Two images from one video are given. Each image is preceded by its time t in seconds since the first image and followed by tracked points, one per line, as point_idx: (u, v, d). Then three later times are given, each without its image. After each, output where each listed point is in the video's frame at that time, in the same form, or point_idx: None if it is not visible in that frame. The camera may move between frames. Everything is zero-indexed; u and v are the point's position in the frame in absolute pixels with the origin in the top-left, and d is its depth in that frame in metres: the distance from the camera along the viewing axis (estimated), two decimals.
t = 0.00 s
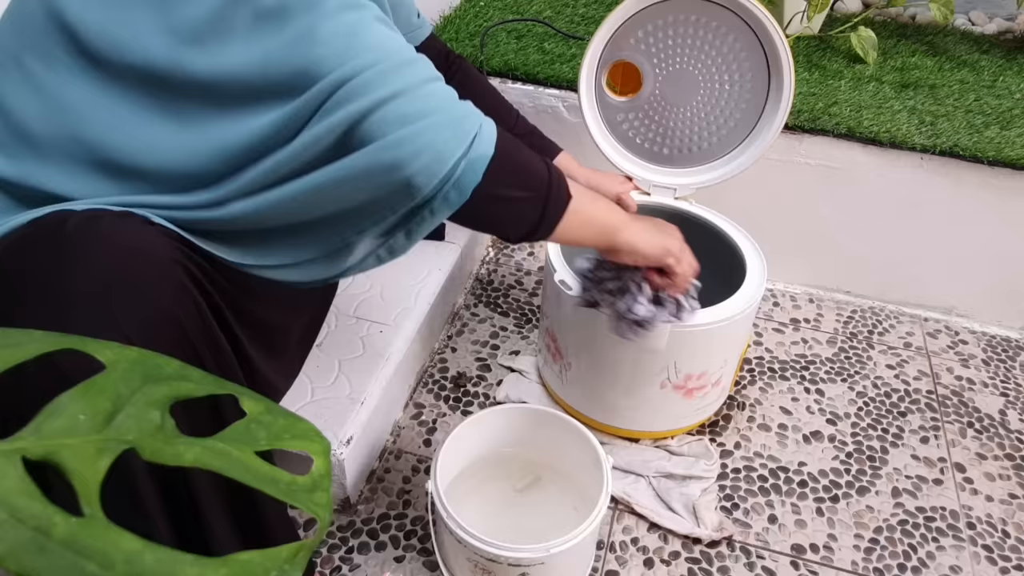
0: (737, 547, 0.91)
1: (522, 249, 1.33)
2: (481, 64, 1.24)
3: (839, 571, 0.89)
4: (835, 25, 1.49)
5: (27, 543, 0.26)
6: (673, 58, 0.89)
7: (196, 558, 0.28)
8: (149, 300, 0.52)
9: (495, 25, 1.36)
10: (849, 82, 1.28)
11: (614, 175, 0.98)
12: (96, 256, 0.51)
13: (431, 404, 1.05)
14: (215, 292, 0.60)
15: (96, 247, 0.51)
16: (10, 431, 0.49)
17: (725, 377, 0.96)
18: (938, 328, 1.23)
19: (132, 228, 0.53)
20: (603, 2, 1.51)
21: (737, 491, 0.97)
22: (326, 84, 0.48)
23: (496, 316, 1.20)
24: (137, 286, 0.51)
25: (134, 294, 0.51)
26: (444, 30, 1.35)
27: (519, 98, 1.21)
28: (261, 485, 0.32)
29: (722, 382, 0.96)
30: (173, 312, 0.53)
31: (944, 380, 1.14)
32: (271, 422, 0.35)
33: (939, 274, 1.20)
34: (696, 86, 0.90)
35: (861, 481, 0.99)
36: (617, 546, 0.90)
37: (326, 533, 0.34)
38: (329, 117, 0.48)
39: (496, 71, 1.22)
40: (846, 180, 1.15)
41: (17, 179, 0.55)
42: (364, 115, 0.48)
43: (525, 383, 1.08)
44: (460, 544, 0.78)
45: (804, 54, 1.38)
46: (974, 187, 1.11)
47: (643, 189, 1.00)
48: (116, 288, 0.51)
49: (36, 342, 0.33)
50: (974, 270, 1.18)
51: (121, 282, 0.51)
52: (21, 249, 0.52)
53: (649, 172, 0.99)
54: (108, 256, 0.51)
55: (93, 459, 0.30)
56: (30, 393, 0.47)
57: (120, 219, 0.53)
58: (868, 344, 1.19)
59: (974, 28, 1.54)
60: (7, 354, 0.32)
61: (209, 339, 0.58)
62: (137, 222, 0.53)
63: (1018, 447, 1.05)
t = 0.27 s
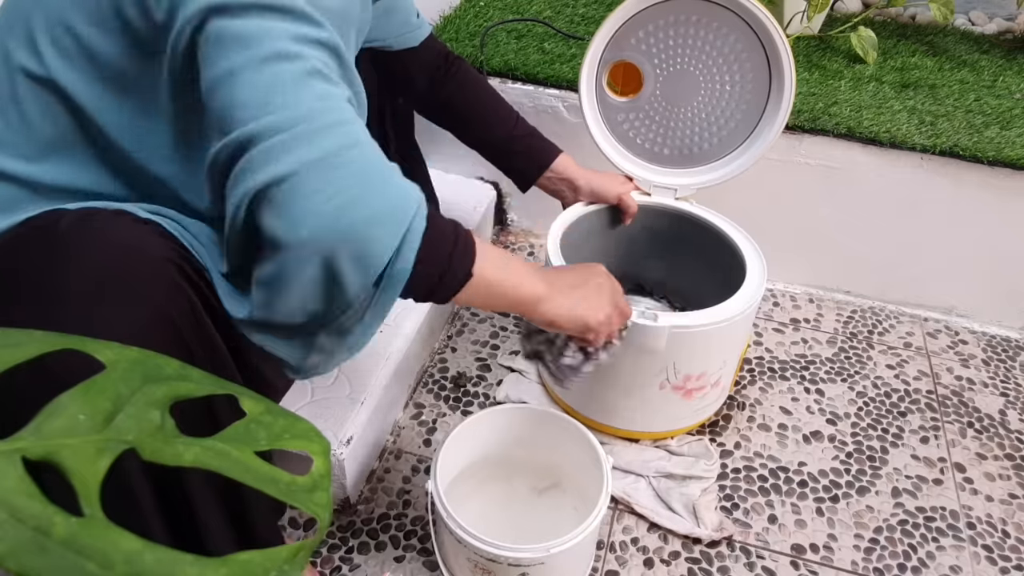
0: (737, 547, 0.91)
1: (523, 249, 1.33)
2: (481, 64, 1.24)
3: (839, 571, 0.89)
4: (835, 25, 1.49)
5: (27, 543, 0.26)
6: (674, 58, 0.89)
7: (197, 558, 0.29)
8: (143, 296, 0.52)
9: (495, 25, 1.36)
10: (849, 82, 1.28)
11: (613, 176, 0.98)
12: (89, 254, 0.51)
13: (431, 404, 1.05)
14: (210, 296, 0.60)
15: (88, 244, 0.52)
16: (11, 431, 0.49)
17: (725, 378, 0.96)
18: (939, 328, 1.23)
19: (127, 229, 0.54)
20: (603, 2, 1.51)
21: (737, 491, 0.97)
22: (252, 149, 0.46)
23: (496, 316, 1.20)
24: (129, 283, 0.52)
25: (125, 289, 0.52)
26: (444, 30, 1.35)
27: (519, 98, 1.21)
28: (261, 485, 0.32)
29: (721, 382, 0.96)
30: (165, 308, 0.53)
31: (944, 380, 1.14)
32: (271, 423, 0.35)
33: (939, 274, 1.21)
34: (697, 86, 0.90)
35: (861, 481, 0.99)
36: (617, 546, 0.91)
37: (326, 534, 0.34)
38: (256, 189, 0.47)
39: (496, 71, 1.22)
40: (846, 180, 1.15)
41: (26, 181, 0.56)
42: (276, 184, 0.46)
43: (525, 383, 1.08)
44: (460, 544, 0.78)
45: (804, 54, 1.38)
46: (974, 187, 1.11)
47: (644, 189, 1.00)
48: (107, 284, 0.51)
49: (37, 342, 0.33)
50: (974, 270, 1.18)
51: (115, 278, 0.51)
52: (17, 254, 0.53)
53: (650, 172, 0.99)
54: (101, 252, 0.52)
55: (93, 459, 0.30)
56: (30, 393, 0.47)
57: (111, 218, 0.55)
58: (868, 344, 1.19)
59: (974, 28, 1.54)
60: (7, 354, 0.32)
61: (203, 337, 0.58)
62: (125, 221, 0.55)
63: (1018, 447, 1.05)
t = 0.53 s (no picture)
0: (737, 547, 0.91)
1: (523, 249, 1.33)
2: (481, 64, 1.24)
3: (839, 571, 0.89)
4: (835, 25, 1.49)
5: (27, 542, 0.26)
6: (674, 57, 0.89)
7: (197, 558, 0.29)
8: (158, 296, 0.52)
9: (495, 25, 1.36)
10: (849, 82, 1.28)
11: (615, 176, 0.98)
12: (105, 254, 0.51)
13: (431, 404, 1.05)
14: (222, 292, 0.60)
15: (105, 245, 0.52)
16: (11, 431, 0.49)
17: (746, 369, 0.96)
18: (939, 328, 1.23)
19: (142, 229, 0.54)
20: (603, 2, 1.51)
21: (737, 491, 0.97)
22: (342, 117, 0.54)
23: (496, 316, 1.20)
24: (144, 283, 0.52)
25: (141, 289, 0.52)
26: (444, 30, 1.35)
27: (519, 98, 1.21)
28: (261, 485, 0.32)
29: (743, 375, 0.96)
30: (180, 306, 0.54)
31: (944, 380, 1.14)
32: (271, 423, 0.35)
33: (939, 274, 1.21)
34: (696, 85, 0.90)
35: (861, 481, 0.99)
36: (617, 546, 0.91)
37: (326, 534, 0.34)
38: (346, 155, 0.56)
39: (496, 71, 1.22)
40: (846, 180, 1.15)
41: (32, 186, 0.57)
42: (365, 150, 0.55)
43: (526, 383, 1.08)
44: (460, 544, 0.78)
45: (804, 54, 1.38)
46: (974, 187, 1.11)
47: (646, 187, 1.00)
48: (121, 283, 0.51)
49: (36, 342, 0.33)
50: (974, 270, 1.18)
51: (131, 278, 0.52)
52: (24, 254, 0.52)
53: (649, 171, 0.98)
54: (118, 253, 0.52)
55: (93, 459, 0.30)
56: (30, 393, 0.47)
57: (128, 220, 0.54)
58: (868, 344, 1.19)
59: (974, 28, 1.54)
60: (7, 354, 0.32)
61: (216, 339, 0.58)
62: (144, 222, 0.55)
63: (1018, 447, 1.05)
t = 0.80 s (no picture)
0: (737, 547, 0.91)
1: (523, 249, 1.33)
2: (481, 64, 1.24)
3: (840, 571, 0.89)
4: (835, 25, 1.49)
5: (27, 542, 0.26)
6: (678, 59, 0.89)
7: (197, 558, 0.29)
8: (122, 295, 0.52)
9: (495, 25, 1.36)
10: (849, 82, 1.28)
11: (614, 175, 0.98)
12: (73, 253, 0.52)
13: (431, 404, 1.05)
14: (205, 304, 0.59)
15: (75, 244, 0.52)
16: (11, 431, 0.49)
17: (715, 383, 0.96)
18: (939, 328, 1.23)
19: (113, 228, 0.54)
20: (603, 2, 1.51)
21: (737, 491, 0.97)
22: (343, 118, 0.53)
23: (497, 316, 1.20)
24: (109, 282, 0.52)
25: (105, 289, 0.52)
26: (444, 29, 1.35)
27: (519, 98, 1.21)
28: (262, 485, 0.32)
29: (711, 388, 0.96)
30: (145, 306, 0.53)
31: (944, 380, 1.14)
32: (271, 422, 0.35)
33: (939, 274, 1.21)
34: (700, 88, 0.90)
35: (861, 481, 0.99)
36: (618, 546, 0.91)
37: (326, 534, 0.34)
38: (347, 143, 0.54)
39: (496, 71, 1.22)
40: (846, 180, 1.15)
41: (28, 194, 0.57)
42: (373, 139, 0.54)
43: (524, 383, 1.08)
44: (460, 544, 0.78)
45: (804, 54, 1.38)
46: (974, 187, 1.11)
47: (646, 191, 1.00)
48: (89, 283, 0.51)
49: (37, 342, 0.33)
50: (974, 270, 1.18)
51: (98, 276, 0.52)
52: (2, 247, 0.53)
53: (652, 173, 0.99)
54: (85, 252, 0.52)
55: (93, 459, 0.30)
56: (30, 393, 0.47)
57: (96, 217, 0.54)
58: (868, 344, 1.19)
59: (974, 28, 1.54)
60: (7, 354, 0.32)
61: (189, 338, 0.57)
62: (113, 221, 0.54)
63: (1018, 447, 1.05)
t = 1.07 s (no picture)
0: (737, 547, 0.91)
1: (523, 249, 1.33)
2: (481, 64, 1.24)
3: (839, 571, 0.89)
4: (835, 25, 1.49)
5: (27, 542, 0.26)
6: (683, 64, 0.89)
7: (197, 558, 0.28)
8: (163, 295, 0.53)
9: (495, 25, 1.36)
10: (849, 82, 1.28)
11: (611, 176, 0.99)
12: (111, 254, 0.51)
13: (431, 404, 1.05)
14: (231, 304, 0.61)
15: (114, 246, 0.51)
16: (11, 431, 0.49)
17: (698, 392, 0.95)
18: (939, 328, 1.23)
19: (145, 230, 0.54)
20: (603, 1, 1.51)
21: (737, 491, 0.97)
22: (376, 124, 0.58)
23: (496, 316, 1.19)
24: (150, 283, 0.52)
25: (149, 290, 0.52)
26: (444, 29, 1.35)
27: (519, 98, 1.21)
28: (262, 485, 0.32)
29: (694, 396, 0.95)
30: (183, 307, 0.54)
31: (944, 380, 1.14)
32: (271, 422, 0.35)
33: (939, 274, 1.21)
34: (704, 95, 0.90)
35: (861, 481, 0.99)
36: (617, 546, 0.90)
37: (326, 534, 0.34)
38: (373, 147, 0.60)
39: (496, 71, 1.22)
40: (846, 180, 1.15)
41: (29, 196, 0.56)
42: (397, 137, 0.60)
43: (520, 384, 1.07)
44: (460, 544, 0.78)
45: (804, 54, 1.38)
46: (974, 187, 1.11)
47: (645, 195, 1.00)
48: (120, 286, 0.51)
49: (36, 342, 0.33)
50: (974, 270, 1.18)
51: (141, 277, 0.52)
52: (22, 254, 0.52)
53: (653, 177, 0.98)
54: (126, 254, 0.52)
55: (93, 458, 0.30)
56: (30, 394, 0.47)
57: (128, 217, 0.54)
58: (868, 344, 1.19)
59: (974, 28, 1.54)
60: (7, 354, 0.32)
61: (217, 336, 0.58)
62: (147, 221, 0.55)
63: (1018, 447, 1.05)
